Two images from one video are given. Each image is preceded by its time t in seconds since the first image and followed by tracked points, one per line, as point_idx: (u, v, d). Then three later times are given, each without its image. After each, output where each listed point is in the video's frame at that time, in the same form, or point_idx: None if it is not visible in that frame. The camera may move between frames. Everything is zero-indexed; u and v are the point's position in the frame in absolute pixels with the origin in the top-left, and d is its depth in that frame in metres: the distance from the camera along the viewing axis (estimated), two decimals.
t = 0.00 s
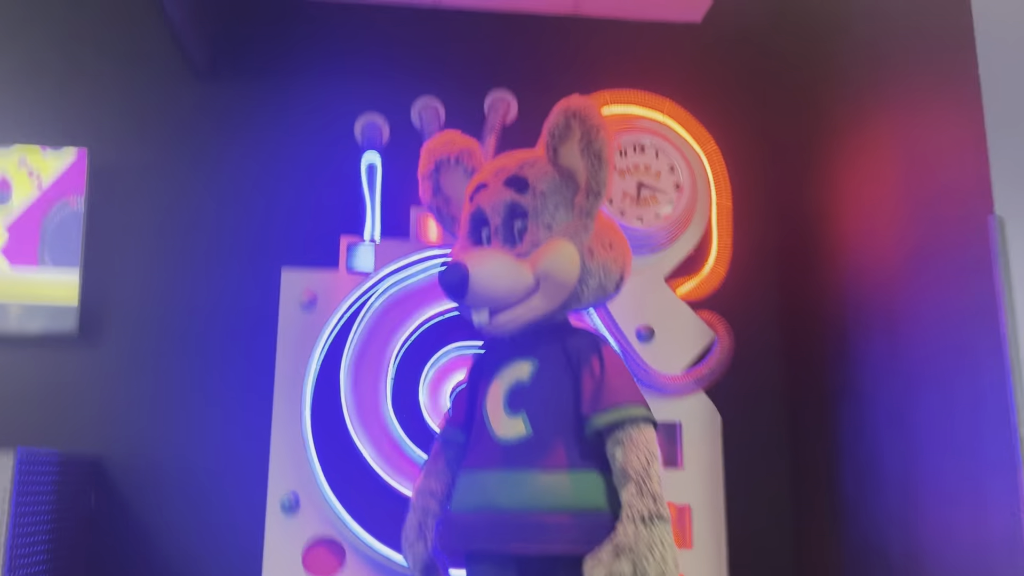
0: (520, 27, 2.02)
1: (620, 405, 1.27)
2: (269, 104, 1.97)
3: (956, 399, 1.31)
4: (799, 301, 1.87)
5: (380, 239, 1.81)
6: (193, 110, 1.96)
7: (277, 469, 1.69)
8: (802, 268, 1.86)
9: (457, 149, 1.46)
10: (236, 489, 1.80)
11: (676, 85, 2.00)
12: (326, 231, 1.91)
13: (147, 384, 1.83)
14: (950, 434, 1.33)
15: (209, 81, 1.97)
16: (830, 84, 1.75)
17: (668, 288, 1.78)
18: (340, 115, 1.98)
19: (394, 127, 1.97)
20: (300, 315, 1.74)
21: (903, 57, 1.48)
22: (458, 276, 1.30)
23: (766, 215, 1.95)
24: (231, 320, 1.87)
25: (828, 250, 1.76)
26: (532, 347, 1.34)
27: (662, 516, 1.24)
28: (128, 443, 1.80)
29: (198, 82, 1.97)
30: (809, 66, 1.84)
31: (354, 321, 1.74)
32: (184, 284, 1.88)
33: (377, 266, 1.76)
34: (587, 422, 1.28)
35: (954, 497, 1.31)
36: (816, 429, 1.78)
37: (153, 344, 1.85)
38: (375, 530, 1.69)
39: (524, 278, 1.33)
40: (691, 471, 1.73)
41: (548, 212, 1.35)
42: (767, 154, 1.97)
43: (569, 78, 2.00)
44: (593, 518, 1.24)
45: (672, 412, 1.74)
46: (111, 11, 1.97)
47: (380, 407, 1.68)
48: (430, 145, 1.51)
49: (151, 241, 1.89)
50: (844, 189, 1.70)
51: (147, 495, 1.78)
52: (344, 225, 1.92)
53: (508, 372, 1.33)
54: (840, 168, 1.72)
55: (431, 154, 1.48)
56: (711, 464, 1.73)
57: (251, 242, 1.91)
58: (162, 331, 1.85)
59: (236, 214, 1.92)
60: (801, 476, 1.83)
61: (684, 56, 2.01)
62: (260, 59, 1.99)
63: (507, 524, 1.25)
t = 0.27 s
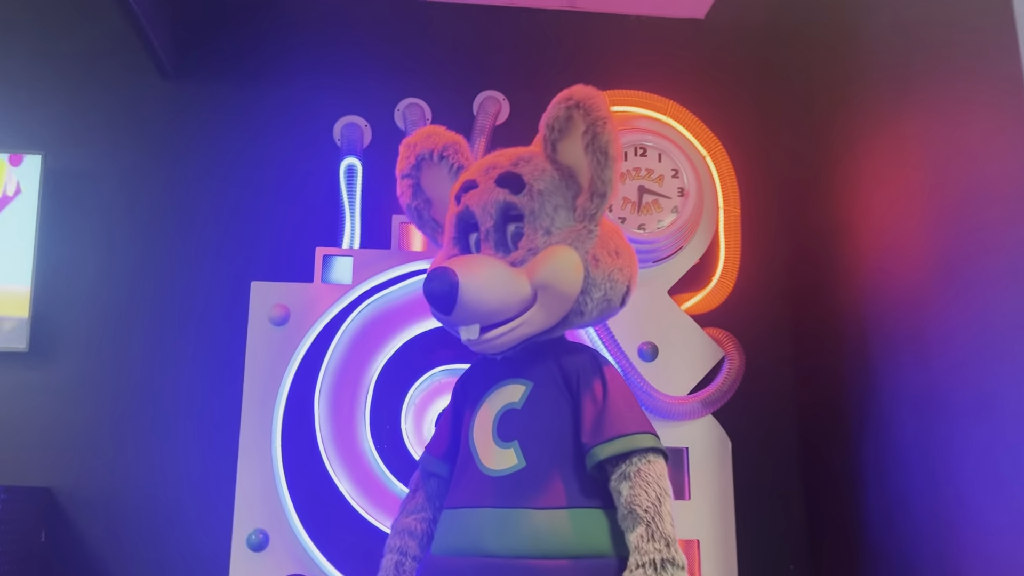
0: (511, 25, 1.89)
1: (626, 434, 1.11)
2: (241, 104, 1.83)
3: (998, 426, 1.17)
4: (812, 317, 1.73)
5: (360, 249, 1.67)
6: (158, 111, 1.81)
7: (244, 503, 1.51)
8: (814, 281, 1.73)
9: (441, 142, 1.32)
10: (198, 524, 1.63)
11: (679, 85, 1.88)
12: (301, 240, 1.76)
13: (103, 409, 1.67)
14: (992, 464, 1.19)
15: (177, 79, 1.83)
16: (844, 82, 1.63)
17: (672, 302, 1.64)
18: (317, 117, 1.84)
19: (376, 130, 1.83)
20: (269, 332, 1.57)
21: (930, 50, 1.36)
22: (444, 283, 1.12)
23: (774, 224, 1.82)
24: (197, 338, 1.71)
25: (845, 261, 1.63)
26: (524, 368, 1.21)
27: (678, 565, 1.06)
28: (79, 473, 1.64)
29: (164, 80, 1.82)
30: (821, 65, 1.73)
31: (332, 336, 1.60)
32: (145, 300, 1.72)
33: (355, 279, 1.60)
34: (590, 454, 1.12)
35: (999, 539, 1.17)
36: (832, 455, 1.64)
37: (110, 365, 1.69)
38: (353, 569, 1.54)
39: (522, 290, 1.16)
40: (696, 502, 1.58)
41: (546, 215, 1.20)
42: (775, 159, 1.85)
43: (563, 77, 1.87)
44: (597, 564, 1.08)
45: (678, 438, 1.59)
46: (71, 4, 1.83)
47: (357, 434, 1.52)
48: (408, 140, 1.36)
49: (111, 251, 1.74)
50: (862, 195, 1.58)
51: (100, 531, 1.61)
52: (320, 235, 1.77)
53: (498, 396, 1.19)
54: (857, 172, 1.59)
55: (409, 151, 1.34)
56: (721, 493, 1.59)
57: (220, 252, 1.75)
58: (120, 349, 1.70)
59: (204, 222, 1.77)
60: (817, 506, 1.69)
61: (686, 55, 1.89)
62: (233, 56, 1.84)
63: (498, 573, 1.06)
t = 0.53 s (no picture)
0: (505, 11, 1.78)
1: (641, 448, 1.00)
2: (218, 93, 1.72)
3: None
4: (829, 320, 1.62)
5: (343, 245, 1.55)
6: (128, 101, 1.70)
7: (214, 520, 1.38)
8: (831, 281, 1.63)
9: (438, 114, 1.22)
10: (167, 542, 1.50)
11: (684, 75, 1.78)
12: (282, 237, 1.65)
13: (63, 420, 1.54)
14: None
15: (150, 66, 1.72)
16: (862, 69, 1.53)
17: (679, 303, 1.53)
18: (298, 107, 1.72)
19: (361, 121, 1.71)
20: (243, 335, 1.45)
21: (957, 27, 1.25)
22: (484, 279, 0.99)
23: (785, 221, 1.73)
24: (168, 341, 1.59)
25: (864, 259, 1.52)
26: (524, 372, 1.10)
27: None
28: (37, 487, 1.51)
29: (137, 66, 1.71)
30: (836, 50, 1.62)
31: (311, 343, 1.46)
32: (111, 302, 1.60)
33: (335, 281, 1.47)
34: (600, 470, 1.00)
35: None
36: (852, 469, 1.53)
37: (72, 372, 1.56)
38: None
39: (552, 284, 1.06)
40: (705, 519, 1.47)
41: (575, 203, 1.11)
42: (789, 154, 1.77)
43: (562, 65, 1.76)
44: None
45: (683, 450, 1.48)
46: None
47: (338, 447, 1.40)
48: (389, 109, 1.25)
49: (75, 249, 1.62)
50: (882, 188, 1.47)
51: (59, 550, 1.49)
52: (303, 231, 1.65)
53: (492, 403, 1.07)
54: (877, 164, 1.49)
55: (401, 122, 1.22)
56: (733, 510, 1.48)
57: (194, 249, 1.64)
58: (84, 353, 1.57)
59: (177, 217, 1.65)
60: (835, 522, 1.57)
61: (693, 43, 1.80)
62: (210, 42, 1.73)
63: None
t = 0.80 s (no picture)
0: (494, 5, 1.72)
1: (648, 464, 0.94)
2: (194, 89, 1.65)
3: None
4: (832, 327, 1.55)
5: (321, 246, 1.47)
6: (100, 97, 1.62)
7: (179, 538, 1.28)
8: (835, 286, 1.56)
9: (468, 83, 1.07)
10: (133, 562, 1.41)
11: (681, 73, 1.73)
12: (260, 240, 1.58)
13: (24, 431, 1.45)
14: None
15: (123, 61, 1.64)
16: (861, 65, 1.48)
17: (676, 310, 1.46)
18: (278, 104, 1.65)
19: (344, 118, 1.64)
20: (216, 342, 1.35)
21: (967, 16, 1.19)
22: (578, 284, 0.90)
23: (782, 223, 1.69)
24: (137, 349, 1.51)
25: (869, 263, 1.45)
26: (517, 381, 1.01)
27: None
28: None
29: (108, 61, 1.64)
30: (835, 46, 1.57)
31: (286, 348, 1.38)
32: (77, 307, 1.52)
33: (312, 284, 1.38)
34: (606, 488, 0.93)
35: None
36: (857, 483, 1.45)
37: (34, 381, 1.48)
38: None
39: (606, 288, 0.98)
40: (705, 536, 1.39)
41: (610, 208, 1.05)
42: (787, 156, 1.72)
43: (553, 63, 1.69)
44: None
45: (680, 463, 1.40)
46: None
47: (315, 459, 1.31)
48: (410, 66, 1.07)
49: (41, 251, 1.54)
50: (887, 187, 1.41)
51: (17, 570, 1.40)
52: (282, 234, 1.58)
53: (483, 412, 0.99)
54: (882, 162, 1.42)
55: (428, 85, 1.06)
56: (734, 527, 1.40)
57: (168, 252, 1.56)
58: (47, 360, 1.49)
59: (150, 219, 1.58)
60: (840, 540, 1.49)
61: (688, 42, 1.75)
62: (186, 37, 1.67)
63: None
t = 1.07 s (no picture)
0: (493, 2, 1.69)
1: (665, 470, 0.90)
2: (187, 86, 1.62)
3: None
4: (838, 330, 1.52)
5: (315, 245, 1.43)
6: (89, 94, 1.59)
7: (167, 546, 1.23)
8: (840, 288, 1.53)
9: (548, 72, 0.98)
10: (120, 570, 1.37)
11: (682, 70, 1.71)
12: (253, 239, 1.55)
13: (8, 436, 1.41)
14: None
15: (113, 56, 1.61)
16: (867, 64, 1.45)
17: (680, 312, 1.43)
18: (271, 102, 1.62)
19: (339, 116, 1.61)
20: (206, 343, 1.32)
21: (976, 12, 1.17)
22: (679, 303, 0.85)
23: (784, 223, 1.66)
24: (126, 349, 1.47)
25: (875, 263, 1.42)
26: (526, 381, 0.94)
27: None
28: None
29: (98, 57, 1.60)
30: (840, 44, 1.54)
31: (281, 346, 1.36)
32: (64, 308, 1.48)
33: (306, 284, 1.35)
34: (623, 494, 0.89)
35: None
36: (863, 490, 1.42)
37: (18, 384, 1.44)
38: None
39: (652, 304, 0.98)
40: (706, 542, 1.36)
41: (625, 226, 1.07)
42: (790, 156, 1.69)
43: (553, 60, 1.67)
44: None
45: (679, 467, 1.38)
46: None
47: (307, 461, 1.26)
48: (503, 36, 0.95)
49: (27, 251, 1.50)
50: (893, 187, 1.38)
51: None
52: (276, 233, 1.55)
53: (496, 412, 0.92)
54: (888, 162, 1.40)
55: (526, 62, 0.95)
56: (737, 535, 1.37)
57: (158, 251, 1.53)
58: (32, 360, 1.45)
59: (141, 217, 1.54)
60: (845, 548, 1.46)
61: (691, 40, 1.73)
62: (179, 33, 1.63)
63: None
